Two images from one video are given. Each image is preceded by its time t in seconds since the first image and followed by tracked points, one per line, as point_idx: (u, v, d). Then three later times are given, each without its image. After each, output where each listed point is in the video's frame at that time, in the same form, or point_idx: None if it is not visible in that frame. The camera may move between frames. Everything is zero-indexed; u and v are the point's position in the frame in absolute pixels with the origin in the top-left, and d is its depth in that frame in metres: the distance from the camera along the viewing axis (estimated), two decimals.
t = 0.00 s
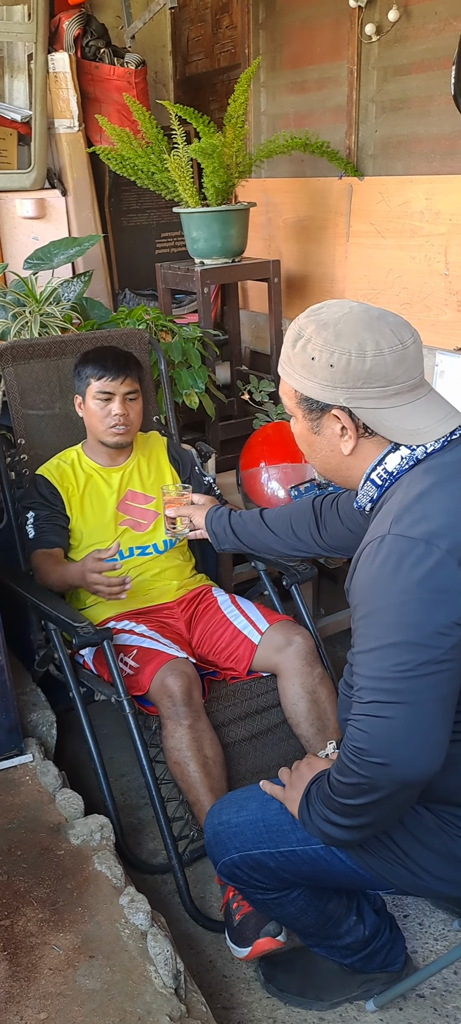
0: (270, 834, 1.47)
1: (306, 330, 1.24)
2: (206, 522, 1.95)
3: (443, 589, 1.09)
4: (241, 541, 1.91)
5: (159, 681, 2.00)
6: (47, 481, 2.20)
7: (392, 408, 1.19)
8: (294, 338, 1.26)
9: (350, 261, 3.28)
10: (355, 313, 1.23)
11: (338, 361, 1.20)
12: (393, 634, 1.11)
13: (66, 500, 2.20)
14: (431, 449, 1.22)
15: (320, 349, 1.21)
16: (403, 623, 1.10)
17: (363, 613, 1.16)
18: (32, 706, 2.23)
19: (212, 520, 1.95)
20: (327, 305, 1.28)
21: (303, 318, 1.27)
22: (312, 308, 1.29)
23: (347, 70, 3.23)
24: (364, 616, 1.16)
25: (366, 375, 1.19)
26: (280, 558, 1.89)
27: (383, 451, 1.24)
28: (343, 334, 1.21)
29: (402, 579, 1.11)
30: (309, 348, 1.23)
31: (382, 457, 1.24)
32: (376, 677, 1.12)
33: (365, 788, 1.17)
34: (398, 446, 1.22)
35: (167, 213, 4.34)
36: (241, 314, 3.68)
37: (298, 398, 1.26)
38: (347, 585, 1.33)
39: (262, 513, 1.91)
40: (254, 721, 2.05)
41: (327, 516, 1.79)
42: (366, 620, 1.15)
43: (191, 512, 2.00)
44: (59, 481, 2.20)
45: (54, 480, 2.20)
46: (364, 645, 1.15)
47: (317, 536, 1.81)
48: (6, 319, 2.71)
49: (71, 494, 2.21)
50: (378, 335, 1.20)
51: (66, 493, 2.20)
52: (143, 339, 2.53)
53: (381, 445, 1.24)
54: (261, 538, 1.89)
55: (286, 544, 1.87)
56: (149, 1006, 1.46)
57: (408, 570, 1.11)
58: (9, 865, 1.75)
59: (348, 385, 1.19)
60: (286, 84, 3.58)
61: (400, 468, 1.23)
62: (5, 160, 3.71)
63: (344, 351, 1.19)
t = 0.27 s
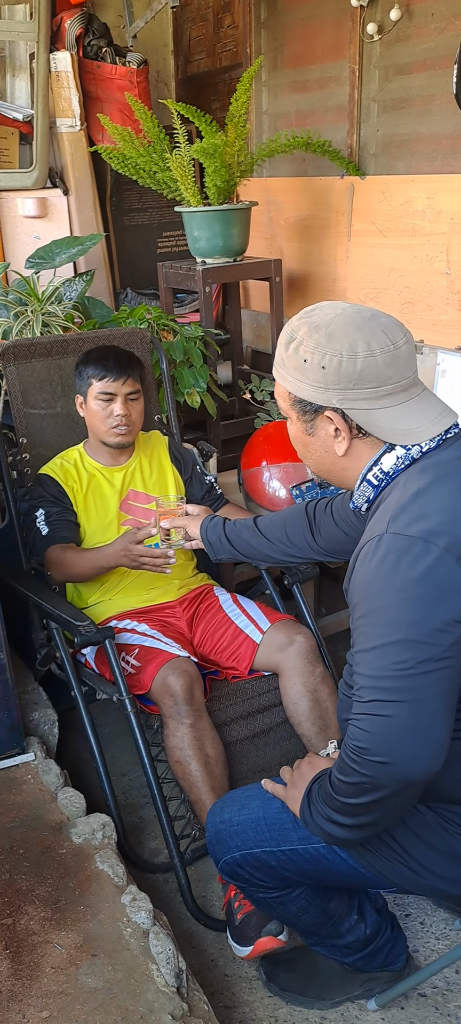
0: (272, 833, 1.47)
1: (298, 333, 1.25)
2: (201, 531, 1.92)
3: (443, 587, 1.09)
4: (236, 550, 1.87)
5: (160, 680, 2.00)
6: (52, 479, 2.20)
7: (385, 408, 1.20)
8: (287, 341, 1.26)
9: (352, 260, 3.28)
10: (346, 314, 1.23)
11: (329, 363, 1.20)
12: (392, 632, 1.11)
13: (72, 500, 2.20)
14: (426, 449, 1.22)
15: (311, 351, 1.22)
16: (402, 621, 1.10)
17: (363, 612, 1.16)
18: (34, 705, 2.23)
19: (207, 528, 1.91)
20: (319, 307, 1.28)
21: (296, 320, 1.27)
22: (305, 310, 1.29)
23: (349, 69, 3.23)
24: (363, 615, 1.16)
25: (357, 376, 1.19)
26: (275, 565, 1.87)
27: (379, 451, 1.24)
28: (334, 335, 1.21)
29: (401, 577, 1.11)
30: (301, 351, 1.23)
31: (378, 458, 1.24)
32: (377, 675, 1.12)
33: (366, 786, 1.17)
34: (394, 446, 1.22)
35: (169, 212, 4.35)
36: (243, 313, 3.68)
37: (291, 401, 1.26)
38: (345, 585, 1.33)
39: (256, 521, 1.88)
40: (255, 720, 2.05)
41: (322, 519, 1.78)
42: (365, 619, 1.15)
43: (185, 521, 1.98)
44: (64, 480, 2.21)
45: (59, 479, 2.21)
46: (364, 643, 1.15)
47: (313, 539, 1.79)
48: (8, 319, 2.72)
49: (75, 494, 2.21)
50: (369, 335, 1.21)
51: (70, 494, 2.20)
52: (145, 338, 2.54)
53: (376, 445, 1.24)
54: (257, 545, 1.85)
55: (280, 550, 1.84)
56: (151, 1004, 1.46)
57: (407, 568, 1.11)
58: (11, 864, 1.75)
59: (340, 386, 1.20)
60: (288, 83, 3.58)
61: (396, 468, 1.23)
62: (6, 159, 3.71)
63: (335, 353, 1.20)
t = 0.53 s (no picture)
0: (270, 833, 1.47)
1: (295, 332, 1.25)
2: (200, 531, 1.92)
3: (438, 586, 1.09)
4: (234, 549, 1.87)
5: (159, 679, 2.00)
6: (53, 477, 2.20)
7: (380, 410, 1.19)
8: (284, 340, 1.27)
9: (351, 260, 3.28)
10: (343, 315, 1.23)
11: (323, 364, 1.20)
12: (387, 632, 1.11)
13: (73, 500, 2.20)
14: (421, 449, 1.22)
15: (306, 352, 1.22)
16: (397, 621, 1.10)
17: (358, 612, 1.16)
18: (33, 705, 2.23)
19: (205, 528, 1.91)
20: (318, 306, 1.28)
21: (294, 319, 1.27)
22: (304, 309, 1.29)
23: (349, 69, 3.22)
24: (359, 615, 1.16)
25: (351, 378, 1.19)
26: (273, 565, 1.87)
27: (373, 452, 1.24)
28: (329, 336, 1.21)
29: (396, 577, 1.11)
30: (297, 350, 1.23)
31: (373, 459, 1.24)
32: (372, 675, 1.12)
33: (363, 786, 1.17)
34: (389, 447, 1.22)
35: (169, 212, 4.35)
36: (243, 313, 3.68)
37: (287, 400, 1.27)
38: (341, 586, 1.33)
39: (254, 521, 1.88)
40: (254, 720, 2.04)
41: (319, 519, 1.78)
42: (361, 619, 1.15)
43: (184, 521, 1.98)
44: (65, 478, 2.21)
45: (60, 477, 2.21)
46: (359, 644, 1.15)
47: (310, 538, 1.79)
48: (8, 319, 2.72)
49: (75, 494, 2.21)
50: (364, 337, 1.20)
51: (71, 493, 2.20)
52: (144, 338, 2.53)
53: (370, 446, 1.24)
54: (254, 545, 1.85)
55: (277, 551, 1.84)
56: (150, 1004, 1.46)
57: (402, 568, 1.11)
58: (10, 864, 1.75)
59: (334, 388, 1.20)
60: (288, 83, 3.58)
61: (391, 468, 1.23)
62: (6, 160, 3.71)
63: (330, 354, 1.20)
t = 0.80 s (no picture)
0: (268, 832, 1.46)
1: (309, 321, 1.24)
2: (195, 532, 1.92)
3: (437, 584, 1.09)
4: (229, 549, 1.87)
5: (157, 679, 2.00)
6: (49, 477, 2.20)
7: (395, 401, 1.20)
8: (297, 329, 1.25)
9: (350, 260, 3.28)
10: (359, 306, 1.23)
11: (342, 353, 1.19)
12: (386, 630, 1.10)
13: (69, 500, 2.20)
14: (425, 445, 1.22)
15: (323, 340, 1.21)
16: (396, 619, 1.10)
17: (357, 611, 1.15)
18: (31, 705, 2.23)
19: (201, 528, 1.91)
20: (329, 298, 1.27)
21: (306, 310, 1.26)
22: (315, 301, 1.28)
23: (348, 68, 3.22)
24: (357, 614, 1.15)
25: (370, 368, 1.18)
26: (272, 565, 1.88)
27: (379, 445, 1.25)
28: (348, 326, 1.20)
29: (395, 576, 1.11)
30: (312, 339, 1.22)
31: (377, 452, 1.25)
32: (371, 674, 1.12)
33: (361, 785, 1.17)
34: (394, 441, 1.23)
35: (167, 212, 4.35)
36: (242, 313, 3.68)
37: (297, 391, 1.25)
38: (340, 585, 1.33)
39: (250, 521, 1.88)
40: (252, 720, 2.04)
41: (314, 518, 1.78)
42: (359, 618, 1.15)
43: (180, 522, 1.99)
44: (62, 478, 2.20)
45: (57, 476, 2.20)
46: (357, 642, 1.15)
47: (306, 536, 1.79)
48: (6, 318, 2.71)
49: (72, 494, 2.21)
50: (382, 328, 1.21)
51: (67, 493, 2.20)
52: (142, 337, 2.53)
53: (378, 438, 1.24)
54: (251, 544, 1.85)
55: (273, 551, 1.84)
56: (147, 1004, 1.45)
57: (401, 566, 1.11)
58: (7, 863, 1.74)
59: (351, 378, 1.19)
60: (287, 83, 3.58)
61: (394, 464, 1.23)
62: (5, 159, 3.71)
63: (350, 342, 1.19)
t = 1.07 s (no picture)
0: (267, 833, 1.46)
1: (336, 311, 1.22)
2: (187, 540, 1.94)
3: (439, 585, 1.09)
4: (222, 554, 1.87)
5: (157, 680, 2.00)
6: (48, 478, 2.20)
7: (418, 398, 1.21)
8: (321, 318, 1.23)
9: (351, 260, 3.28)
10: (385, 300, 1.23)
11: (372, 346, 1.19)
12: (389, 630, 1.10)
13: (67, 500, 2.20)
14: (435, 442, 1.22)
15: (352, 331, 1.20)
16: (399, 619, 1.09)
17: (359, 611, 1.15)
18: (31, 706, 2.22)
19: (193, 536, 1.93)
20: (350, 290, 1.27)
21: (330, 299, 1.25)
22: (337, 292, 1.27)
23: (348, 68, 3.22)
24: (360, 614, 1.15)
25: (399, 363, 1.19)
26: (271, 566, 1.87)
27: (387, 443, 1.24)
28: (377, 319, 1.20)
29: (398, 576, 1.10)
30: (340, 329, 1.20)
31: (386, 448, 1.24)
32: (372, 674, 1.11)
33: (362, 785, 1.16)
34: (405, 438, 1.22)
35: (168, 212, 4.35)
36: (242, 313, 3.68)
37: (317, 383, 1.23)
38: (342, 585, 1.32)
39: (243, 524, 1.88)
40: (252, 720, 2.04)
41: (308, 518, 1.78)
42: (362, 618, 1.15)
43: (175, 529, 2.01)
44: (60, 479, 2.20)
45: (56, 478, 2.20)
46: (360, 642, 1.15)
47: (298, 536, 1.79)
48: (6, 319, 2.71)
49: (71, 495, 2.20)
50: (409, 323, 1.22)
51: (66, 494, 2.20)
52: (143, 337, 2.53)
53: (388, 436, 1.24)
54: (243, 549, 1.85)
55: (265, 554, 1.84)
56: (145, 1005, 1.45)
57: (404, 566, 1.10)
58: (7, 864, 1.74)
59: (379, 371, 1.19)
60: (287, 83, 3.58)
61: (402, 461, 1.22)
62: (6, 159, 3.71)
63: (380, 335, 1.19)
